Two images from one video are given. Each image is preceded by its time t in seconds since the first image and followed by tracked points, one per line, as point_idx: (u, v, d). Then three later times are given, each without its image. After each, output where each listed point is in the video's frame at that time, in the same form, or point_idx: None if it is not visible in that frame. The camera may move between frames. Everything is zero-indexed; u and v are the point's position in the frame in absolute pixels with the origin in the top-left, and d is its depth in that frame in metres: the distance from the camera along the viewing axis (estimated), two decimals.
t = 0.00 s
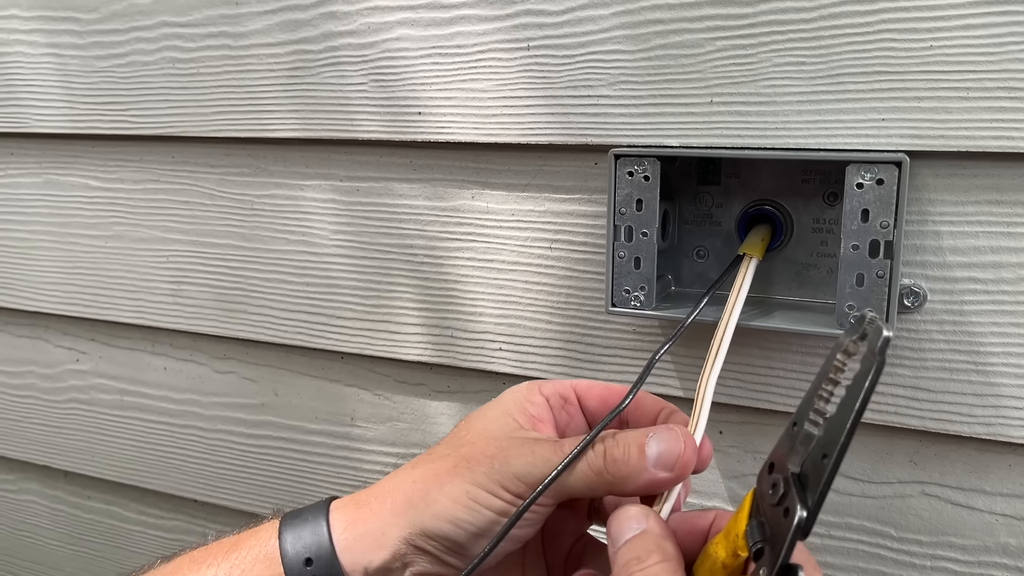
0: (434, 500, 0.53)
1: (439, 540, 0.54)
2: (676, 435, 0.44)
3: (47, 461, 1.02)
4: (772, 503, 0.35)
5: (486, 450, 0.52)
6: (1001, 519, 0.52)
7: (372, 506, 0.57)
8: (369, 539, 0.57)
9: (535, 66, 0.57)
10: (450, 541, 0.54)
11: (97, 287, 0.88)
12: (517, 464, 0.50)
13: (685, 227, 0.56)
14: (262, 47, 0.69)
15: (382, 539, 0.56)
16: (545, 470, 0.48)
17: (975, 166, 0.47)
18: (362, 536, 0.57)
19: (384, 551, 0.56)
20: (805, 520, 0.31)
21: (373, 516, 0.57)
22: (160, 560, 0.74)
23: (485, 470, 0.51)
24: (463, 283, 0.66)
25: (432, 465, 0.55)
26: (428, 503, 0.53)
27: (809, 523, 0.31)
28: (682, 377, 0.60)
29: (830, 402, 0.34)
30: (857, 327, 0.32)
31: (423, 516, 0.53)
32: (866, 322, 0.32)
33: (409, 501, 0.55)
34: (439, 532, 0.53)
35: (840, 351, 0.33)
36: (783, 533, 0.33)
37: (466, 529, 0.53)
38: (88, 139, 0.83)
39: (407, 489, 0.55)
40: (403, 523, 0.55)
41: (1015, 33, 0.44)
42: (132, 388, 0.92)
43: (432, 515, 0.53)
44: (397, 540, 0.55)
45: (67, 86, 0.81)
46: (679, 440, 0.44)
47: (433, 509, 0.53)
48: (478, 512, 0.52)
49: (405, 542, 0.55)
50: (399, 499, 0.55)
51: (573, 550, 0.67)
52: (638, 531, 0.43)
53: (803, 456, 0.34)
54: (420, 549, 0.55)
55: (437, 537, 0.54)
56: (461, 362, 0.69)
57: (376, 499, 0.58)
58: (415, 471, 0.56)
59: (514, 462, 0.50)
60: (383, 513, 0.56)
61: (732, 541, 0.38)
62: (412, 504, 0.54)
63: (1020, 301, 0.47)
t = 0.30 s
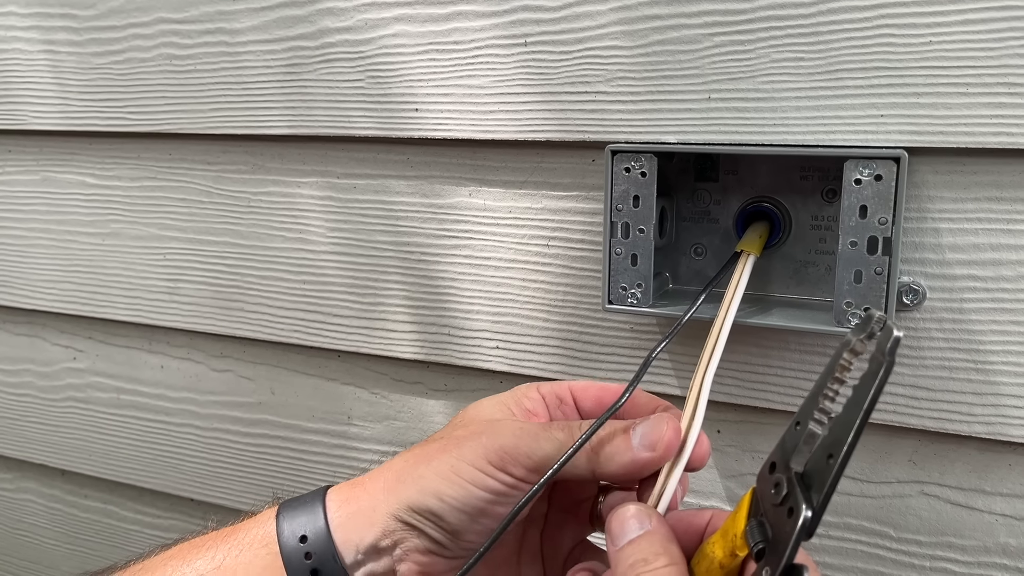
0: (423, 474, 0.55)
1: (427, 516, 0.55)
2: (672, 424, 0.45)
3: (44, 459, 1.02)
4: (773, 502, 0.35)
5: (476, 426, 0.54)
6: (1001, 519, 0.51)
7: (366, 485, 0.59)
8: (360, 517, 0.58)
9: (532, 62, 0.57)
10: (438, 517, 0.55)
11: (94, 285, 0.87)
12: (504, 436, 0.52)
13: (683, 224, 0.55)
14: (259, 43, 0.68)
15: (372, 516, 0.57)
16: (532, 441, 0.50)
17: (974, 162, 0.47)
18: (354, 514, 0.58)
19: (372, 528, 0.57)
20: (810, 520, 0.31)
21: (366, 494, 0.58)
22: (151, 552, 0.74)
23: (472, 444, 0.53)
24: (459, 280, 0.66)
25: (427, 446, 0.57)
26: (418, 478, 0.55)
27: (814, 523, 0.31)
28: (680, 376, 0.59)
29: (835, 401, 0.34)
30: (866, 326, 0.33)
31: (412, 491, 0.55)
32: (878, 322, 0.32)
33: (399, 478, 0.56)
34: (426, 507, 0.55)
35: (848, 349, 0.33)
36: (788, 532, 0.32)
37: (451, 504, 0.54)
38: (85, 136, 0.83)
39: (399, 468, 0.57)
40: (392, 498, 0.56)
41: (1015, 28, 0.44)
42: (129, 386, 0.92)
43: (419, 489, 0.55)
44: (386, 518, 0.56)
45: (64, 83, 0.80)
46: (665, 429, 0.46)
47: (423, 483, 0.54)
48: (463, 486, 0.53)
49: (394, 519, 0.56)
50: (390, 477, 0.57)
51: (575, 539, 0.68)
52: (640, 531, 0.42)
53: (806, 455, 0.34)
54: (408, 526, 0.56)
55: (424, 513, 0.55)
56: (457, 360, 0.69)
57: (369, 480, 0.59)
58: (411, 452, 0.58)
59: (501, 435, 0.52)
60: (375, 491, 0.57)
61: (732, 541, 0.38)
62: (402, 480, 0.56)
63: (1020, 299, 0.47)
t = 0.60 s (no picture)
0: (412, 486, 0.55)
1: (418, 527, 0.56)
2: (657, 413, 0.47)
3: (41, 461, 1.02)
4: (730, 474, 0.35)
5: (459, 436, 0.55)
6: (995, 522, 0.51)
7: (355, 498, 0.59)
8: (351, 529, 0.58)
9: (527, 64, 0.57)
10: (428, 528, 0.56)
11: (91, 286, 0.88)
12: (486, 442, 0.52)
13: (676, 227, 0.56)
14: (254, 46, 0.68)
15: (363, 528, 0.57)
16: (512, 442, 0.51)
17: (966, 165, 0.47)
18: (345, 528, 0.58)
19: (364, 542, 0.57)
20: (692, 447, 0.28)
21: (355, 506, 0.59)
22: (140, 560, 0.74)
23: (456, 455, 0.54)
24: (454, 282, 0.66)
25: (411, 456, 0.57)
26: (406, 491, 0.56)
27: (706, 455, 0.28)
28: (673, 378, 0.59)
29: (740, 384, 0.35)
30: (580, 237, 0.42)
31: (401, 506, 0.56)
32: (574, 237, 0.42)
33: (387, 492, 0.57)
34: (417, 518, 0.55)
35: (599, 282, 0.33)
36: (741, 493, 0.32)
37: (441, 515, 0.55)
38: (82, 139, 0.83)
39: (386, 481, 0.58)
40: (382, 513, 0.57)
41: (1006, 30, 0.44)
42: (125, 388, 0.92)
43: (408, 503, 0.55)
44: (377, 532, 0.57)
45: (61, 86, 0.81)
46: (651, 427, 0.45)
47: (412, 495, 0.55)
48: (452, 496, 0.54)
49: (385, 533, 0.57)
50: (378, 491, 0.58)
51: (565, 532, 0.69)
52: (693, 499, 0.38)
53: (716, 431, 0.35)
54: (400, 539, 0.57)
55: (414, 524, 0.56)
56: (452, 362, 0.69)
57: (357, 492, 0.59)
58: (396, 463, 0.58)
59: (484, 441, 0.53)
60: (363, 506, 0.58)
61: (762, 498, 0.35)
62: (390, 494, 0.56)
63: (1013, 302, 0.47)
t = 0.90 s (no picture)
0: (414, 495, 0.55)
1: (419, 535, 0.56)
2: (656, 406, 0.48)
3: (42, 463, 1.02)
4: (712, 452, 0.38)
5: (460, 444, 0.55)
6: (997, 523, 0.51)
7: (355, 503, 0.59)
8: (351, 535, 0.58)
9: (529, 65, 0.57)
10: (429, 535, 0.56)
11: (92, 288, 0.87)
12: (488, 454, 0.52)
13: (678, 228, 0.56)
14: (256, 47, 0.68)
15: (363, 535, 0.57)
16: (516, 455, 0.51)
17: (970, 165, 0.47)
18: (345, 533, 0.58)
19: (365, 548, 0.57)
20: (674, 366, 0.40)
21: (355, 512, 0.58)
22: (139, 561, 0.74)
23: (459, 464, 0.53)
24: (456, 284, 0.66)
25: (411, 463, 0.57)
26: (408, 498, 0.55)
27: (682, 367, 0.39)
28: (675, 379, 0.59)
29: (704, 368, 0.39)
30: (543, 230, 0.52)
31: (403, 513, 0.56)
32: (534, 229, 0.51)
33: (388, 498, 0.57)
34: (418, 526, 0.55)
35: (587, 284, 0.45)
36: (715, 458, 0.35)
37: (442, 523, 0.55)
38: (83, 140, 0.83)
39: (385, 487, 0.58)
40: (384, 519, 0.56)
41: (1009, 30, 0.44)
42: (126, 389, 0.92)
43: (410, 511, 0.55)
44: (378, 538, 0.57)
45: (63, 87, 0.81)
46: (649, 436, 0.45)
47: (413, 504, 0.55)
48: (454, 506, 0.54)
49: (386, 539, 0.57)
50: (379, 497, 0.57)
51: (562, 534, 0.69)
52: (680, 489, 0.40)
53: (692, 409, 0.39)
54: (401, 546, 0.57)
55: (416, 531, 0.56)
56: (453, 364, 0.69)
57: (358, 497, 0.59)
58: (395, 469, 0.58)
59: (486, 452, 0.53)
60: (364, 511, 0.58)
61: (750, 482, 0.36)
62: (391, 501, 0.56)
63: (1015, 304, 0.47)
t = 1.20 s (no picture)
0: (413, 505, 0.55)
1: (420, 545, 0.56)
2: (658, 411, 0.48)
3: (40, 468, 1.02)
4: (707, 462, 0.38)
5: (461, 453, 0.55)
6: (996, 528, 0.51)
7: (356, 513, 0.59)
8: (351, 545, 0.58)
9: (525, 70, 0.57)
10: (430, 546, 0.56)
11: (90, 293, 0.87)
12: (487, 463, 0.52)
13: (675, 232, 0.56)
14: (253, 52, 0.69)
15: (364, 545, 0.57)
16: (516, 463, 0.51)
17: (967, 169, 0.47)
18: (344, 544, 0.58)
19: (366, 559, 0.57)
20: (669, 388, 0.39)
21: (355, 522, 0.58)
22: (139, 568, 0.74)
23: (459, 473, 0.53)
24: (453, 288, 0.66)
25: (411, 472, 0.57)
26: (409, 508, 0.55)
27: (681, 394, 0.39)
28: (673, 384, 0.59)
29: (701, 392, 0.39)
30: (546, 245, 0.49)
31: (404, 523, 0.55)
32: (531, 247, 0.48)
33: (389, 508, 0.57)
34: (418, 537, 0.55)
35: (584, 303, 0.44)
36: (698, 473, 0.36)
37: (443, 533, 0.55)
38: (81, 145, 0.83)
39: (386, 497, 0.57)
40: (385, 530, 0.56)
41: (1006, 35, 0.44)
42: (125, 394, 0.91)
43: (411, 521, 0.55)
44: (379, 548, 0.57)
45: (61, 93, 0.81)
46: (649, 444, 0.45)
47: (413, 514, 0.55)
48: (454, 515, 0.54)
49: (387, 550, 0.56)
50: (380, 507, 0.57)
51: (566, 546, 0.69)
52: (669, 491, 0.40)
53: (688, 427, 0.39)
54: (402, 557, 0.57)
55: (417, 541, 0.55)
56: (451, 368, 0.69)
57: (359, 506, 0.59)
58: (397, 479, 0.58)
59: (485, 461, 0.53)
60: (365, 521, 0.58)
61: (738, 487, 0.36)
62: (393, 511, 0.56)
63: (1013, 308, 0.47)
